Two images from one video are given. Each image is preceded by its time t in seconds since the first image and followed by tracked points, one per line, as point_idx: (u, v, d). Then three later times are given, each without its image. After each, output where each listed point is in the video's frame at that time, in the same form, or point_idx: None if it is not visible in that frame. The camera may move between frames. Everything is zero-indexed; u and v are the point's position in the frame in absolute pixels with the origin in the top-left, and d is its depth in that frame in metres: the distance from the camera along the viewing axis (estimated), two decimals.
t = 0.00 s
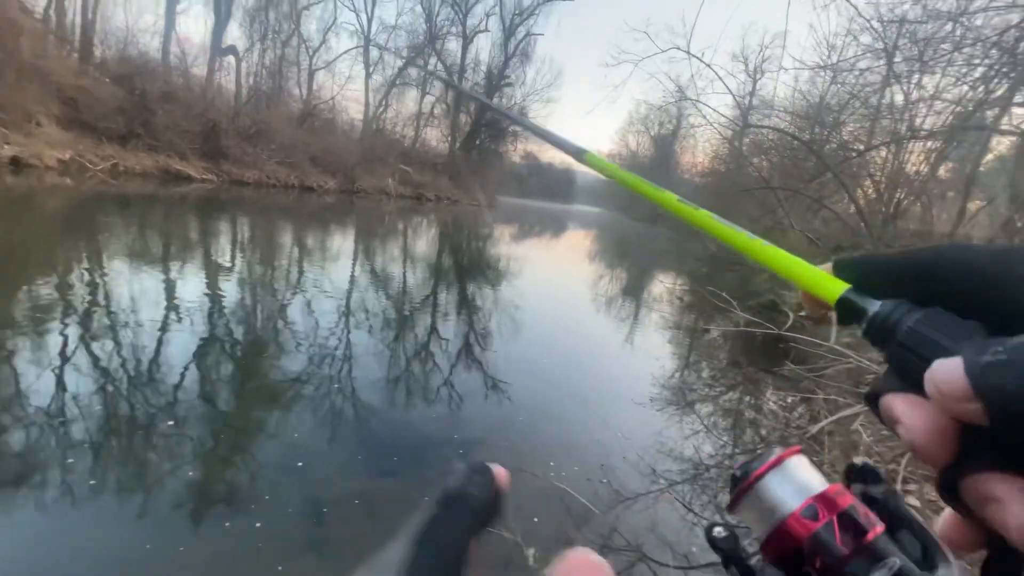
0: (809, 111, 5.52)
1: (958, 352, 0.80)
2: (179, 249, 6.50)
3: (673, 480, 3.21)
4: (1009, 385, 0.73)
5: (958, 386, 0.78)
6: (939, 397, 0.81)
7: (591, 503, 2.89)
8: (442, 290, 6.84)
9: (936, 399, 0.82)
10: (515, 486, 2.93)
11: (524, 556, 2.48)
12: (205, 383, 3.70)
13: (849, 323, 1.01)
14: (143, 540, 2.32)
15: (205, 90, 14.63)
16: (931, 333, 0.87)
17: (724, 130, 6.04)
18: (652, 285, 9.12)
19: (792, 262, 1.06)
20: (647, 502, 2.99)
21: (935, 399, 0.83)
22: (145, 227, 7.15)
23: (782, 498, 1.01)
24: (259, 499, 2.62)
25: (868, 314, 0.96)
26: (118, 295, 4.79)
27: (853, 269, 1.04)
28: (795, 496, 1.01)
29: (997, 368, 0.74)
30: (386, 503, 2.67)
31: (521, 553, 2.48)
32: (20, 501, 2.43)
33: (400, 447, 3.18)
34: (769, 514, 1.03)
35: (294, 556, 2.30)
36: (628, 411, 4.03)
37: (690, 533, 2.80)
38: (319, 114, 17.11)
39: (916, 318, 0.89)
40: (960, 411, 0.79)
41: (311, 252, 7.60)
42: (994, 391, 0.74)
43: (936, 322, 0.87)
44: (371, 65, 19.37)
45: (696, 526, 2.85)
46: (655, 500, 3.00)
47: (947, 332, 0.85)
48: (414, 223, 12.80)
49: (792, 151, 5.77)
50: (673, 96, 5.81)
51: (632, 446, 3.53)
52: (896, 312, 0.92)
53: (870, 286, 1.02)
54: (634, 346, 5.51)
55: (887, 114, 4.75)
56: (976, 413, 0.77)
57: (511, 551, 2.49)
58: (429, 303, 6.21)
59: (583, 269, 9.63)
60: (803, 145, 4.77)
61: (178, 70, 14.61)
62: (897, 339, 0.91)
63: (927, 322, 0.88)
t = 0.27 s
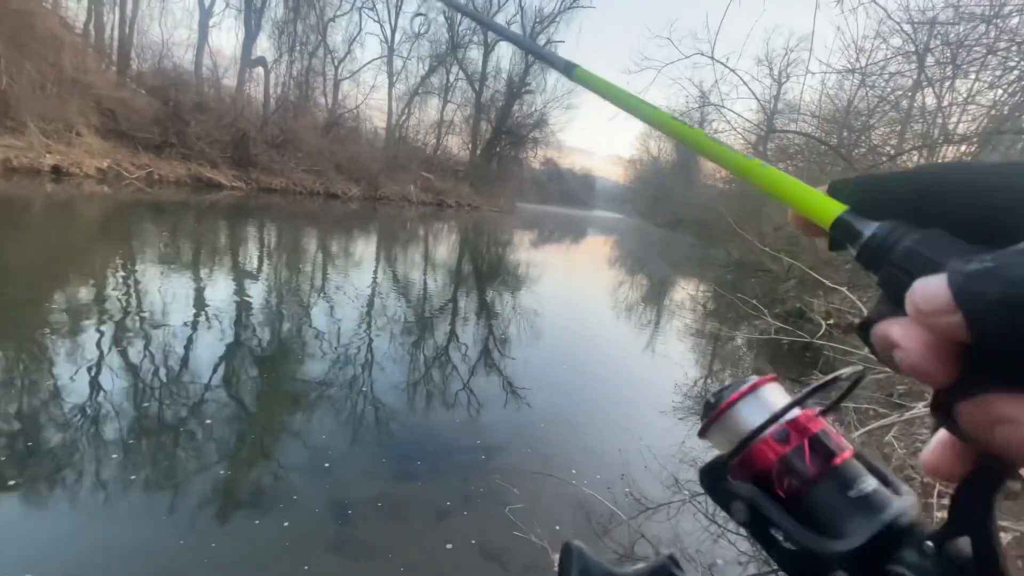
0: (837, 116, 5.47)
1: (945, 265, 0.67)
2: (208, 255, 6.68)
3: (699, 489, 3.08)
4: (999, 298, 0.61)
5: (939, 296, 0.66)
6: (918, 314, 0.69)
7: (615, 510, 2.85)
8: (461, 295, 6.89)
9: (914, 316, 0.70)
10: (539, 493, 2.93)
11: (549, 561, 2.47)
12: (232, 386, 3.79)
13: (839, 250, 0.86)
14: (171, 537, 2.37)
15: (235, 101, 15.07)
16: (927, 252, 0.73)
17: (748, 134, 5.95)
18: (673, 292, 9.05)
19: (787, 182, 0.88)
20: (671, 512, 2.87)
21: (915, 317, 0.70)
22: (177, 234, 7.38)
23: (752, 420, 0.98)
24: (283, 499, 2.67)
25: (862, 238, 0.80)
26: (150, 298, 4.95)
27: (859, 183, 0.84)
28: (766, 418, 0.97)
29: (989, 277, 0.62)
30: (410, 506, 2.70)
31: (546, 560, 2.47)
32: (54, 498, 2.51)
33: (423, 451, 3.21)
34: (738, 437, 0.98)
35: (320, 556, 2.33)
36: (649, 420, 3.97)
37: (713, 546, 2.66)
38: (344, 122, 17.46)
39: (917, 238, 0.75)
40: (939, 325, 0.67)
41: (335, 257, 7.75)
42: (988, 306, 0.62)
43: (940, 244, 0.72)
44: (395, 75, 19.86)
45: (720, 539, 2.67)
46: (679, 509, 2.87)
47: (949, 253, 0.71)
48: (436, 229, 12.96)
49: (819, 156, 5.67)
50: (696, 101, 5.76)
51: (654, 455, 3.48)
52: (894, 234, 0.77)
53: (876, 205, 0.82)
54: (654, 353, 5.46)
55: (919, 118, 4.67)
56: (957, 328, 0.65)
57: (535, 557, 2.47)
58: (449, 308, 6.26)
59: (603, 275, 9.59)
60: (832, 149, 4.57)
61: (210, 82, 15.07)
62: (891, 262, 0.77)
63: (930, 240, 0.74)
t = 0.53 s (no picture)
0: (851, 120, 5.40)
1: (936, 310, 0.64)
2: (223, 258, 6.80)
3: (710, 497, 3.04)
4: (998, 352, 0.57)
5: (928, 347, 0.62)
6: (906, 368, 0.65)
7: (628, 517, 2.82)
8: (471, 299, 6.93)
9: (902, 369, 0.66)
10: (552, 498, 2.92)
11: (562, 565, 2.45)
12: (243, 387, 3.83)
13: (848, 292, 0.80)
14: (183, 538, 2.39)
15: (250, 107, 15.29)
16: (936, 289, 0.66)
17: (761, 138, 5.91)
18: (685, 296, 9.01)
19: (789, 213, 0.85)
20: (683, 519, 2.84)
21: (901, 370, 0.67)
22: (192, 236, 7.52)
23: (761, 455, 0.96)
24: (294, 502, 2.68)
25: (869, 272, 0.75)
26: (166, 301, 5.03)
27: (871, 223, 0.80)
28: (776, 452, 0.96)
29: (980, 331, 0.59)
30: (422, 509, 2.70)
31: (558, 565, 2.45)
32: (68, 498, 2.55)
33: (435, 454, 3.23)
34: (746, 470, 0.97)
35: (331, 558, 2.34)
36: (660, 426, 3.94)
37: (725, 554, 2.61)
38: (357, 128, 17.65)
39: (927, 273, 0.69)
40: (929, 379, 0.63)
41: (346, 261, 7.84)
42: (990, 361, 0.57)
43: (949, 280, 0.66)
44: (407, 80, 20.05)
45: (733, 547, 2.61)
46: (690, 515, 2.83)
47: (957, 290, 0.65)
48: (447, 233, 13.06)
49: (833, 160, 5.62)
50: (708, 106, 5.74)
51: (665, 462, 3.45)
52: (901, 268, 0.72)
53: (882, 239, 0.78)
54: (665, 359, 5.42)
55: (935, 123, 4.61)
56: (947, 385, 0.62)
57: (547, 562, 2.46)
58: (458, 312, 6.29)
59: (614, 280, 9.59)
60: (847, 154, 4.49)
61: (226, 88, 15.32)
62: (898, 299, 0.71)
63: (941, 276, 0.67)
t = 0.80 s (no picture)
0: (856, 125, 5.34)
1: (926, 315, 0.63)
2: (228, 262, 6.85)
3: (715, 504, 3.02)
4: (971, 365, 0.57)
5: (913, 352, 0.63)
6: (894, 371, 0.66)
7: (632, 522, 2.80)
8: (475, 303, 6.94)
9: (891, 372, 0.67)
10: (556, 503, 2.91)
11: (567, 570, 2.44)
12: (248, 391, 3.85)
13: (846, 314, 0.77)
14: (187, 541, 2.40)
15: (257, 112, 15.38)
16: (930, 303, 0.65)
17: (765, 142, 5.92)
18: (689, 301, 9.02)
19: (790, 231, 0.79)
20: (688, 526, 2.84)
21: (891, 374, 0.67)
22: (199, 241, 7.58)
23: (772, 471, 1.20)
24: (298, 506, 2.69)
25: (867, 291, 0.72)
26: (172, 305, 5.07)
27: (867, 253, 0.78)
28: (786, 470, 1.19)
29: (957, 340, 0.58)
30: (426, 513, 2.71)
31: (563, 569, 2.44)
32: (74, 501, 2.56)
33: (440, 459, 3.23)
34: (760, 487, 1.20)
35: (335, 563, 2.34)
36: (664, 432, 3.92)
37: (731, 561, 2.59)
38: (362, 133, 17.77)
39: (921, 291, 0.67)
40: (913, 383, 0.64)
41: (351, 265, 7.88)
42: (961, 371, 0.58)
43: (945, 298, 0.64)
44: (412, 86, 20.13)
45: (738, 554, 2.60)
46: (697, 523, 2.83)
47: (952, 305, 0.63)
48: (451, 238, 13.12)
49: (838, 164, 5.61)
50: (711, 111, 5.75)
51: (669, 467, 3.44)
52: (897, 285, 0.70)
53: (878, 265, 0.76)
54: (669, 364, 5.41)
55: (941, 127, 4.65)
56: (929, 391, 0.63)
57: (552, 566, 2.45)
58: (462, 316, 6.31)
59: (618, 284, 9.59)
60: (852, 159, 4.47)
61: (233, 94, 15.45)
62: (895, 317, 0.69)
63: (933, 293, 0.66)
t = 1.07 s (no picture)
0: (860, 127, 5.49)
1: (889, 466, 0.88)
2: (232, 265, 6.87)
3: (718, 510, 3.01)
4: (932, 511, 0.80)
5: (886, 502, 0.85)
6: (870, 513, 0.87)
7: (634, 528, 2.79)
8: (478, 306, 6.93)
9: (867, 513, 0.88)
10: (556, 507, 2.90)
11: None
12: (252, 393, 3.86)
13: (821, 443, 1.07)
14: (191, 542, 2.40)
15: (261, 115, 15.46)
16: (891, 451, 0.91)
17: (769, 146, 5.91)
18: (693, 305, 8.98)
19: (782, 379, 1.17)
20: (690, 531, 2.82)
21: (867, 517, 0.88)
22: (202, 243, 7.61)
23: None
24: (299, 509, 2.68)
25: (838, 428, 1.02)
26: (176, 307, 5.09)
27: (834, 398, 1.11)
28: None
29: (924, 492, 0.81)
30: (428, 517, 2.70)
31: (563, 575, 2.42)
32: (80, 502, 2.57)
33: (441, 462, 3.22)
34: None
35: (335, 567, 2.32)
36: (667, 436, 3.91)
37: (734, 567, 2.58)
38: (366, 137, 17.83)
39: (881, 438, 0.94)
40: (888, 524, 0.85)
41: (354, 268, 7.89)
42: (925, 514, 0.80)
43: (898, 444, 0.92)
44: (415, 89, 20.30)
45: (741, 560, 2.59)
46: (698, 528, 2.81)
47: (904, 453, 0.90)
48: (454, 240, 13.12)
49: (842, 167, 5.59)
50: (715, 114, 5.75)
51: (672, 471, 3.42)
52: (861, 427, 0.98)
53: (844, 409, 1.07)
54: (673, 368, 5.39)
55: (947, 129, 4.52)
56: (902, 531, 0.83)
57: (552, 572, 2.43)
58: (465, 319, 6.30)
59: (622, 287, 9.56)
60: (856, 162, 4.42)
61: (237, 98, 15.55)
62: (863, 455, 0.95)
63: (892, 441, 0.93)
